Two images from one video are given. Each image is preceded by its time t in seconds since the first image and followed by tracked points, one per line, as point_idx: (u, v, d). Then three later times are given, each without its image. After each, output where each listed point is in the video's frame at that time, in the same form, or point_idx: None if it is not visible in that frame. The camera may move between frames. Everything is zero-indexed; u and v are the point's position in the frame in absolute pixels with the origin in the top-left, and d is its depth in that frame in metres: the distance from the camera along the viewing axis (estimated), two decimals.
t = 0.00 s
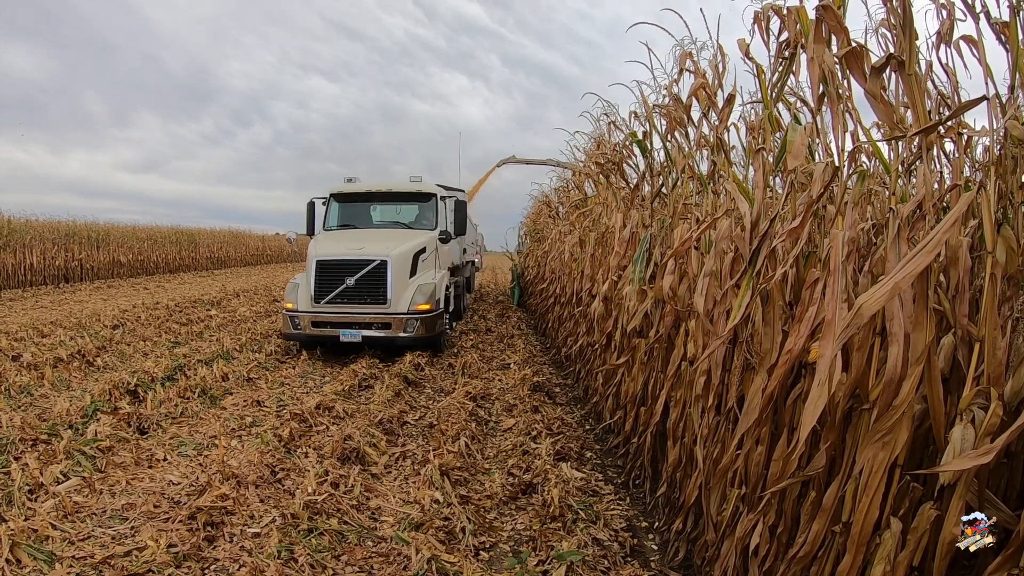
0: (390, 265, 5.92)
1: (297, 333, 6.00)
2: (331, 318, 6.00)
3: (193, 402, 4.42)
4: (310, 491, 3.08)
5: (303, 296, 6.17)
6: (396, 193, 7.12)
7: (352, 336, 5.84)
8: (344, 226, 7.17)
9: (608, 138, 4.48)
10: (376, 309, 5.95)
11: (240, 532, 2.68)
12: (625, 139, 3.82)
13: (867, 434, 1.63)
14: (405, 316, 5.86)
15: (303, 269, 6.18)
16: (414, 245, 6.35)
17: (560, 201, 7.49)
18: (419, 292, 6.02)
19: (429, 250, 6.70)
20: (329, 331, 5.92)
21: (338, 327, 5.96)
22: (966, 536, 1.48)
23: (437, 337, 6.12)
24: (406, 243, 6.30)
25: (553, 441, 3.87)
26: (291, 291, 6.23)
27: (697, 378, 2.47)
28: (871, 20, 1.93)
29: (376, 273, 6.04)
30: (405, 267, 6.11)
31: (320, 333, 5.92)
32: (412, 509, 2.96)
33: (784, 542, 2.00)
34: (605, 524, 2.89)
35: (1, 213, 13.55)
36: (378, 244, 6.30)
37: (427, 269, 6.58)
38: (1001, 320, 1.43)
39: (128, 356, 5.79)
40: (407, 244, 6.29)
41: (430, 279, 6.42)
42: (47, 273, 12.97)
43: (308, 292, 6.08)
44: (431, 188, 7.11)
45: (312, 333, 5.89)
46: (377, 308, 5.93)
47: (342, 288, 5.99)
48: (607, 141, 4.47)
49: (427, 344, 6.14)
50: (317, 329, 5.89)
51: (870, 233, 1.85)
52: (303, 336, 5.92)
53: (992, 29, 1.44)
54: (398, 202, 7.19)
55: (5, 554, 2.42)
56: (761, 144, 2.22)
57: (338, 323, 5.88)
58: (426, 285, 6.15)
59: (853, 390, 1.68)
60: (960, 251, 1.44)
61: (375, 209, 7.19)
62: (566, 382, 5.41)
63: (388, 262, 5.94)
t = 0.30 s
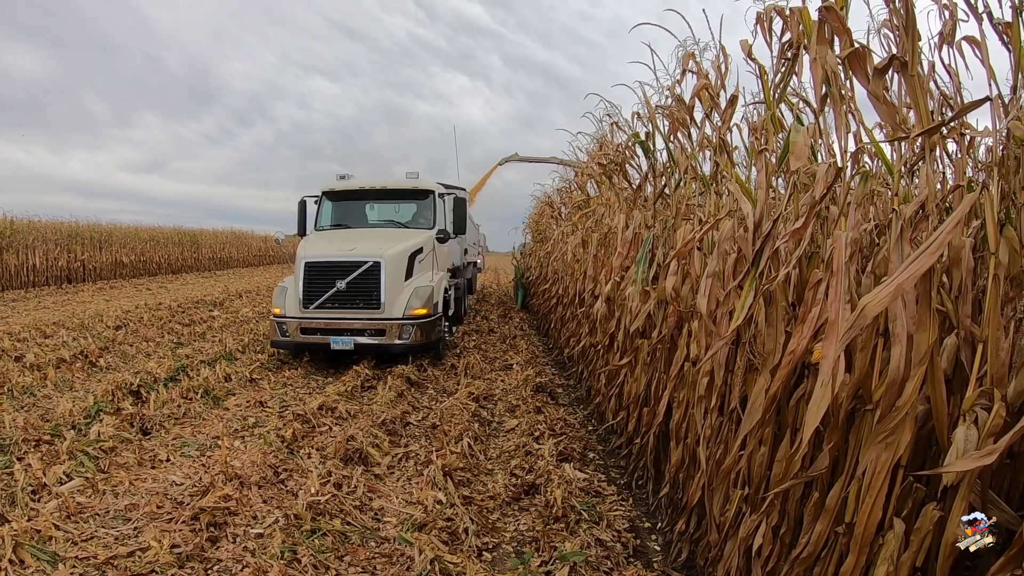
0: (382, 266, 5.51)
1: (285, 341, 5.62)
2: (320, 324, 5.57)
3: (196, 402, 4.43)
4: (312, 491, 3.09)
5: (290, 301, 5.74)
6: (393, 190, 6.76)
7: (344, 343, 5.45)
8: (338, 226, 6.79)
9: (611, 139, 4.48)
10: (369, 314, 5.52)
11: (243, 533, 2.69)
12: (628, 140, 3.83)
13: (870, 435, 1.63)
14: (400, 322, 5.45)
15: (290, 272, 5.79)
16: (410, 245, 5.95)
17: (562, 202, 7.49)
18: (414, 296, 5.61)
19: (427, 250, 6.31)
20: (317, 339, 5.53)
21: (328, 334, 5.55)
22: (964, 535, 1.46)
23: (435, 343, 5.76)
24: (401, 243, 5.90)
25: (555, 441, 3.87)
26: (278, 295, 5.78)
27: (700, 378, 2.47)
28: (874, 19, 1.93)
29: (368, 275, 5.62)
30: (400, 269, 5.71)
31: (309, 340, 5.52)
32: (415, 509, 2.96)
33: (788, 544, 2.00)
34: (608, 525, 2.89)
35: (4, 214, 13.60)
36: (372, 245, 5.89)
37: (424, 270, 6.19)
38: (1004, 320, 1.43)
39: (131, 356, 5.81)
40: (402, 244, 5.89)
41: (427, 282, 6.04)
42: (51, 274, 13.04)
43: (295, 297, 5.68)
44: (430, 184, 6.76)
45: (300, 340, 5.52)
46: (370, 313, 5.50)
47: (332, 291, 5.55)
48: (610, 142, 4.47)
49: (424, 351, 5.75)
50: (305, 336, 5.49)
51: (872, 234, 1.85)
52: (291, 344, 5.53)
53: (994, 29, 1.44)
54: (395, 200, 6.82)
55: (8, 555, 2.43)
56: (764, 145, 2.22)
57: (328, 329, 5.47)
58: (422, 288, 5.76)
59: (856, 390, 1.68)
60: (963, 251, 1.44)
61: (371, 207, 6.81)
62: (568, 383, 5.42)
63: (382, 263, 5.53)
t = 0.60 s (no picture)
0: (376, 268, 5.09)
1: (272, 349, 5.25)
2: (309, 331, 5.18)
3: (198, 403, 4.45)
4: (314, 492, 3.09)
5: (277, 306, 5.35)
6: (390, 187, 6.37)
7: (335, 352, 5.07)
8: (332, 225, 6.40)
9: (614, 140, 4.49)
10: (361, 321, 5.10)
11: (245, 534, 2.69)
12: (631, 141, 3.82)
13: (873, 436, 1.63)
14: (395, 330, 5.03)
15: (279, 274, 5.40)
16: (407, 245, 5.52)
17: (565, 203, 7.49)
18: (412, 301, 5.19)
19: (425, 252, 5.88)
20: (306, 348, 5.14)
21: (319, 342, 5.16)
22: (964, 535, 1.45)
23: (434, 351, 5.37)
24: (398, 243, 5.47)
25: (557, 443, 3.87)
26: (265, 300, 5.40)
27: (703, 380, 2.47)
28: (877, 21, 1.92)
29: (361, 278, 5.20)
30: (396, 272, 5.29)
31: (297, 349, 5.14)
32: (418, 510, 2.96)
33: (792, 545, 1.99)
34: (610, 526, 2.88)
35: (8, 215, 13.66)
36: (366, 245, 5.47)
37: (422, 272, 5.77)
38: (1007, 321, 1.43)
39: (134, 357, 5.84)
40: (399, 245, 5.46)
41: (426, 286, 5.61)
42: (53, 275, 13.10)
43: (283, 301, 5.29)
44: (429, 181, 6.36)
45: (287, 349, 5.14)
46: (363, 320, 5.08)
47: (322, 295, 5.15)
48: (613, 143, 4.46)
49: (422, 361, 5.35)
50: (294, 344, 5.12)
51: (875, 235, 1.85)
52: (279, 352, 5.17)
53: (997, 30, 1.43)
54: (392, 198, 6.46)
55: (11, 554, 2.44)
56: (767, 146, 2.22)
57: (317, 337, 5.08)
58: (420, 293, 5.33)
59: (860, 392, 1.67)
60: (967, 252, 1.43)
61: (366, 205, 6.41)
62: (570, 385, 5.43)
63: (376, 265, 5.11)
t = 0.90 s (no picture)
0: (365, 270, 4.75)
1: (254, 359, 4.88)
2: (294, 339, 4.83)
3: (199, 404, 4.45)
4: (316, 493, 3.09)
5: (260, 311, 5.00)
6: (384, 184, 6.01)
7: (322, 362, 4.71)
8: (322, 225, 6.04)
9: (615, 141, 4.49)
10: (349, 327, 4.76)
11: (246, 535, 2.69)
12: (632, 142, 3.82)
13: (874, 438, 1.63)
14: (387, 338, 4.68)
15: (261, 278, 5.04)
16: (399, 245, 5.17)
17: (566, 205, 7.50)
18: (404, 306, 4.83)
19: (419, 252, 5.52)
20: (290, 358, 4.77)
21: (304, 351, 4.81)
22: (964, 535, 1.44)
23: (429, 360, 5.00)
24: (389, 243, 5.13)
25: (558, 444, 3.87)
26: (247, 305, 5.05)
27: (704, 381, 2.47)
28: (879, 22, 1.92)
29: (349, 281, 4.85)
30: (387, 274, 4.94)
31: (281, 358, 4.78)
32: (420, 511, 2.96)
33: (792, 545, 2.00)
34: (612, 528, 2.88)
35: (9, 216, 13.69)
36: (355, 245, 5.12)
37: (417, 274, 5.42)
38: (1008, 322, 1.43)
39: (135, 358, 5.85)
40: (391, 245, 5.12)
41: (420, 288, 5.26)
42: (55, 275, 13.14)
43: (266, 307, 4.94)
44: (425, 177, 6.01)
45: (270, 359, 4.77)
46: (352, 326, 4.74)
47: (308, 300, 4.80)
48: (614, 144, 4.47)
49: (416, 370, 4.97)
50: (278, 353, 4.78)
51: (876, 236, 1.83)
52: (262, 362, 4.83)
53: (999, 31, 1.43)
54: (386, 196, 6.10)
55: (12, 555, 2.44)
56: (768, 148, 2.22)
57: (303, 345, 4.74)
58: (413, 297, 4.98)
59: (861, 393, 1.67)
60: (968, 253, 1.44)
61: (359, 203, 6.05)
62: (570, 385, 5.43)
63: (365, 268, 4.76)
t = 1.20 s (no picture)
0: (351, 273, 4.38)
1: (232, 369, 4.50)
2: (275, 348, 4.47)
3: (199, 404, 4.45)
4: (315, 494, 3.09)
5: (239, 317, 4.65)
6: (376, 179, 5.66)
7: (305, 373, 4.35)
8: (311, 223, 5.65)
9: (615, 143, 4.49)
10: (334, 335, 4.40)
11: (245, 535, 2.69)
12: (632, 144, 3.82)
13: (874, 440, 1.63)
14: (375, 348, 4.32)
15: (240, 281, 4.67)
16: (389, 245, 4.79)
17: (566, 206, 7.52)
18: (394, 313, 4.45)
19: (411, 253, 5.14)
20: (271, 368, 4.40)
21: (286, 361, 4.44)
22: (963, 536, 1.44)
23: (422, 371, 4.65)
24: (379, 244, 4.76)
25: (557, 445, 3.87)
26: (226, 310, 4.71)
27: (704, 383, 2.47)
28: (879, 24, 1.93)
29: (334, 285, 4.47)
30: (376, 278, 4.56)
31: (261, 368, 4.41)
32: (418, 512, 2.96)
33: (791, 545, 1.99)
34: (610, 529, 2.88)
35: (10, 215, 13.71)
36: (341, 245, 4.74)
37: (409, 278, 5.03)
38: (1008, 324, 1.43)
39: (135, 358, 5.85)
40: (381, 246, 4.75)
41: (412, 293, 4.89)
42: (55, 275, 13.15)
43: (245, 312, 4.58)
44: (420, 172, 5.67)
45: (249, 369, 4.39)
46: (337, 334, 4.38)
47: (289, 305, 4.44)
48: (614, 146, 4.47)
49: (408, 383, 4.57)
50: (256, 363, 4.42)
51: (876, 239, 1.83)
52: (240, 372, 4.47)
53: (999, 34, 1.43)
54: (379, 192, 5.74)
55: (11, 554, 2.44)
56: (768, 150, 2.23)
57: (285, 354, 4.39)
58: (405, 303, 4.61)
59: (860, 396, 1.67)
60: (967, 255, 1.44)
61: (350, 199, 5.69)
62: (570, 387, 5.43)
63: (351, 271, 4.39)
